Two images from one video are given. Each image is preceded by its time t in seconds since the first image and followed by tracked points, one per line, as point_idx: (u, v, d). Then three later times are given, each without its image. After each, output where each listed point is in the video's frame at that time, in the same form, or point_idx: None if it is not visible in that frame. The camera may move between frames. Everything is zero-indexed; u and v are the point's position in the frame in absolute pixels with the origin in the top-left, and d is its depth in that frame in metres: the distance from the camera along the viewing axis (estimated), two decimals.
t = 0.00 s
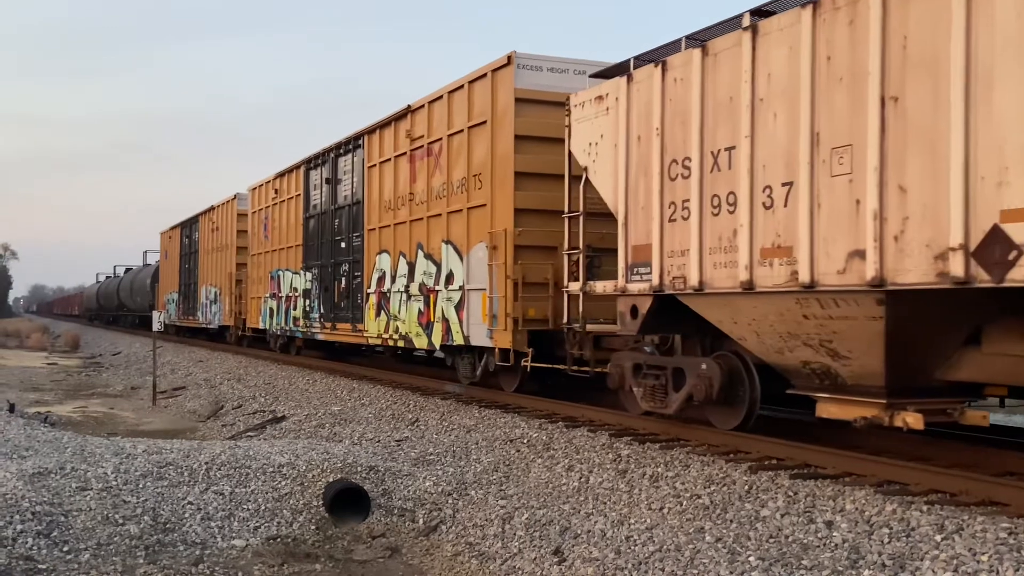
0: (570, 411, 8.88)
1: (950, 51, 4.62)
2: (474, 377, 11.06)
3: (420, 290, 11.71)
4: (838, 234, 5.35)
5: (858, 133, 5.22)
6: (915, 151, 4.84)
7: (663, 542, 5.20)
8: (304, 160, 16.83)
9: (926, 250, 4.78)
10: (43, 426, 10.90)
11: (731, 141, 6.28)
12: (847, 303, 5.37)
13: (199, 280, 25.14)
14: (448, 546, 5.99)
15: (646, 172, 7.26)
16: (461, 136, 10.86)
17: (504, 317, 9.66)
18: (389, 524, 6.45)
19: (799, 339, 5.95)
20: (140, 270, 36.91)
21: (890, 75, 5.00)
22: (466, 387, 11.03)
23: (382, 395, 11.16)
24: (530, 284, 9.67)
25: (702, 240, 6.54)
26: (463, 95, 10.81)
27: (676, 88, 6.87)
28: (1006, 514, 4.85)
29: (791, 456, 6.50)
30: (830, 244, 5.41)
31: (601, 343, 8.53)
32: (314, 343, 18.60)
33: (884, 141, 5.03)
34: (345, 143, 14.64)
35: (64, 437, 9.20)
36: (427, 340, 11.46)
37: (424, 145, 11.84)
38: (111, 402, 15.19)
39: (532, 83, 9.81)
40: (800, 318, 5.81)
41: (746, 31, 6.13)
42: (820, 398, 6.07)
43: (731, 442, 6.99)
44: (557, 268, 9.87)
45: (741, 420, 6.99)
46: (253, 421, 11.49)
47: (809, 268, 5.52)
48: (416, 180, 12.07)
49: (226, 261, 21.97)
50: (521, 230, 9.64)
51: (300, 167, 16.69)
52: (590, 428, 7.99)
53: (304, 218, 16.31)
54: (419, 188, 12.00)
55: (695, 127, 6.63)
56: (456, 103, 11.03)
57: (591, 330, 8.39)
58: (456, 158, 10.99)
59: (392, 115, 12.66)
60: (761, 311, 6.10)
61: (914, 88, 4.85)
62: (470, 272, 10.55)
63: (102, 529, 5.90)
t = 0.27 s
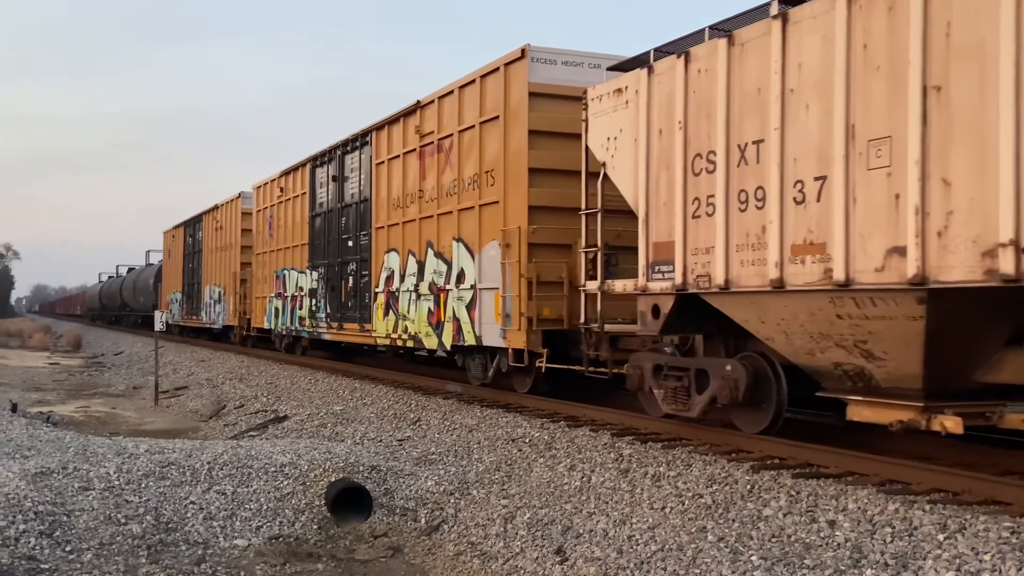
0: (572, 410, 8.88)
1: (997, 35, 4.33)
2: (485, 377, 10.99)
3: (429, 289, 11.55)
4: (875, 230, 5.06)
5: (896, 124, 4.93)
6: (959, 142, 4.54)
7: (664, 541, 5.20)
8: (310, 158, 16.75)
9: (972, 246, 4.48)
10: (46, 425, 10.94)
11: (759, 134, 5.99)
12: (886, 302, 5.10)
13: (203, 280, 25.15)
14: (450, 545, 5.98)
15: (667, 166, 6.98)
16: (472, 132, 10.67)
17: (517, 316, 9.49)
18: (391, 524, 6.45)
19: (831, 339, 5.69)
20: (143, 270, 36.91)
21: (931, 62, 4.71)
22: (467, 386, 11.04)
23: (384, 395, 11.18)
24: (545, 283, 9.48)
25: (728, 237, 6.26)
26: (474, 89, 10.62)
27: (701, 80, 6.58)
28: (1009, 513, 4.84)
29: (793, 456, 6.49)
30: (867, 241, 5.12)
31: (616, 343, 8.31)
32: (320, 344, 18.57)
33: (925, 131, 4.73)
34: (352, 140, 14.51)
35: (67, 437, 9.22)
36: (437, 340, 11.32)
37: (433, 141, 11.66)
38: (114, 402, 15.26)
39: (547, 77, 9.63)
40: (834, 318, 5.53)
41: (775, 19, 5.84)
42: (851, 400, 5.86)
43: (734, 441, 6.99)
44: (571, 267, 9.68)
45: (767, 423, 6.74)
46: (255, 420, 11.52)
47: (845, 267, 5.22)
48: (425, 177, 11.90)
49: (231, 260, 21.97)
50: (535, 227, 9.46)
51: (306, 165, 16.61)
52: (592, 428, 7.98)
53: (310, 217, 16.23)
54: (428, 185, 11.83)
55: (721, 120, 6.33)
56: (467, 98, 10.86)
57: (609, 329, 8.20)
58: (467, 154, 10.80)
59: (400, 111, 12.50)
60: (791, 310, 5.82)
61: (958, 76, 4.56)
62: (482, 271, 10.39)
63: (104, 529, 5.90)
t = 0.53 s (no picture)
0: (574, 410, 8.87)
1: None
2: (496, 378, 10.82)
3: (439, 288, 11.36)
4: (915, 225, 4.87)
5: (937, 114, 4.73)
6: (1007, 132, 4.34)
7: (666, 540, 5.20)
8: (315, 155, 16.63)
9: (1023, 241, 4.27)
10: (48, 425, 10.95)
11: (789, 126, 5.81)
12: (927, 300, 4.94)
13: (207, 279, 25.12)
14: (452, 544, 5.99)
15: (691, 161, 6.81)
16: (484, 126, 10.48)
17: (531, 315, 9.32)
18: (393, 523, 6.46)
19: (865, 339, 5.57)
20: (146, 269, 36.92)
21: (975, 47, 4.50)
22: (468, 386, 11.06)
23: (385, 394, 11.19)
24: (559, 282, 9.30)
25: (755, 233, 6.09)
26: (486, 83, 10.44)
27: (726, 71, 6.41)
28: (1011, 512, 4.84)
29: (794, 455, 6.49)
30: (907, 236, 4.92)
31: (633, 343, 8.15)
32: (325, 344, 18.50)
33: (969, 121, 4.53)
34: (359, 136, 14.36)
35: (68, 436, 9.22)
36: (447, 340, 11.16)
37: (443, 137, 11.47)
38: (116, 401, 15.29)
39: (561, 69, 9.49)
40: (869, 317, 5.40)
41: (805, 6, 5.63)
42: (884, 402, 5.76)
43: (735, 440, 6.99)
44: (586, 264, 9.50)
45: (794, 426, 6.60)
46: (257, 419, 11.53)
47: (882, 264, 5.03)
48: (435, 174, 11.71)
49: (235, 259, 21.94)
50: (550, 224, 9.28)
51: (311, 162, 16.48)
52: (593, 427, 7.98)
53: (316, 215, 16.11)
54: (438, 181, 11.63)
55: (749, 112, 6.14)
56: (478, 93, 10.69)
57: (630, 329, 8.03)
58: (478, 150, 10.61)
59: (409, 106, 12.32)
60: (823, 308, 5.68)
61: (1005, 62, 4.35)
62: (494, 269, 10.21)
63: (106, 528, 5.90)
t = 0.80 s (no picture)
0: (576, 408, 8.87)
1: None
2: (508, 379, 10.51)
3: (449, 287, 11.12)
4: (959, 218, 4.72)
5: (981, 102, 4.57)
6: None
7: (668, 539, 5.20)
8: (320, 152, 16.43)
9: None
10: (50, 424, 10.96)
11: (822, 117, 5.64)
12: (970, 297, 4.76)
13: (210, 278, 25.05)
14: (454, 543, 5.99)
15: (715, 155, 6.65)
16: (496, 121, 10.23)
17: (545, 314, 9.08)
18: (395, 522, 6.47)
19: (902, 339, 5.34)
20: (149, 269, 36.79)
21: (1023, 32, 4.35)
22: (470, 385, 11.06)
23: (387, 393, 11.18)
24: (574, 280, 9.07)
25: (785, 229, 5.93)
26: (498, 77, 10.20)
27: (753, 61, 6.25)
28: (1013, 510, 4.83)
29: (797, 453, 6.48)
30: (950, 231, 4.76)
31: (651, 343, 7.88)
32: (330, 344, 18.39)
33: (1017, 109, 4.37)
34: (366, 133, 14.14)
35: (70, 435, 9.22)
36: (458, 340, 10.92)
37: (453, 133, 11.23)
38: (117, 401, 15.32)
39: (577, 63, 9.24)
40: (906, 316, 5.18)
41: None
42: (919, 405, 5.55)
43: (736, 439, 6.99)
44: (602, 262, 9.26)
45: (823, 430, 6.39)
46: (259, 419, 11.54)
47: (923, 259, 4.87)
48: (444, 170, 11.49)
49: (239, 258, 21.87)
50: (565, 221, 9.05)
51: (317, 159, 16.28)
52: (595, 426, 7.99)
53: (321, 213, 15.92)
54: (448, 178, 11.40)
55: (777, 104, 5.97)
56: (489, 87, 10.45)
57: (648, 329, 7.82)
58: (490, 145, 10.36)
59: (417, 101, 12.09)
60: (856, 307, 5.45)
61: None
62: (506, 267, 9.98)
63: (108, 528, 5.90)
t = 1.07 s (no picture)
0: (578, 407, 8.86)
1: None
2: (523, 380, 10.24)
3: (460, 286, 10.87)
4: (1007, 213, 4.45)
5: None
6: None
7: (670, 538, 5.19)
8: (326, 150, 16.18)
9: None
10: (52, 424, 10.96)
11: (857, 108, 5.37)
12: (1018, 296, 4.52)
13: (215, 277, 24.97)
14: (456, 543, 5.98)
15: (740, 149, 6.37)
16: (509, 116, 10.00)
17: (562, 314, 8.84)
18: (397, 522, 6.47)
19: (943, 339, 5.15)
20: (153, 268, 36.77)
21: None
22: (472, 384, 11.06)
23: (389, 393, 11.17)
24: (591, 278, 8.83)
25: (816, 224, 5.65)
26: (510, 70, 9.96)
27: (781, 51, 5.97)
28: (1017, 509, 4.82)
29: (800, 452, 6.48)
30: (997, 226, 4.50)
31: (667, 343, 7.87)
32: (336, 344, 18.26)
33: None
34: (373, 129, 13.89)
35: (72, 435, 9.21)
36: (469, 340, 10.66)
37: (463, 128, 10.99)
38: (119, 400, 15.33)
39: (592, 55, 9.00)
40: (948, 315, 4.96)
41: None
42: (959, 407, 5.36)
43: (739, 437, 6.98)
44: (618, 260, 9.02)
45: (857, 433, 6.11)
46: (260, 418, 11.53)
47: (968, 256, 4.60)
48: (454, 167, 11.24)
49: (243, 257, 21.78)
50: (583, 218, 8.78)
51: (323, 157, 16.04)
52: (597, 425, 7.98)
53: (327, 210, 15.70)
54: (458, 175, 11.15)
55: (808, 95, 5.69)
56: (501, 81, 10.22)
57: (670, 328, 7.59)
58: (503, 140, 10.12)
59: (426, 97, 11.86)
60: (896, 307, 5.23)
61: None
62: (519, 265, 9.73)
63: (110, 528, 5.91)
